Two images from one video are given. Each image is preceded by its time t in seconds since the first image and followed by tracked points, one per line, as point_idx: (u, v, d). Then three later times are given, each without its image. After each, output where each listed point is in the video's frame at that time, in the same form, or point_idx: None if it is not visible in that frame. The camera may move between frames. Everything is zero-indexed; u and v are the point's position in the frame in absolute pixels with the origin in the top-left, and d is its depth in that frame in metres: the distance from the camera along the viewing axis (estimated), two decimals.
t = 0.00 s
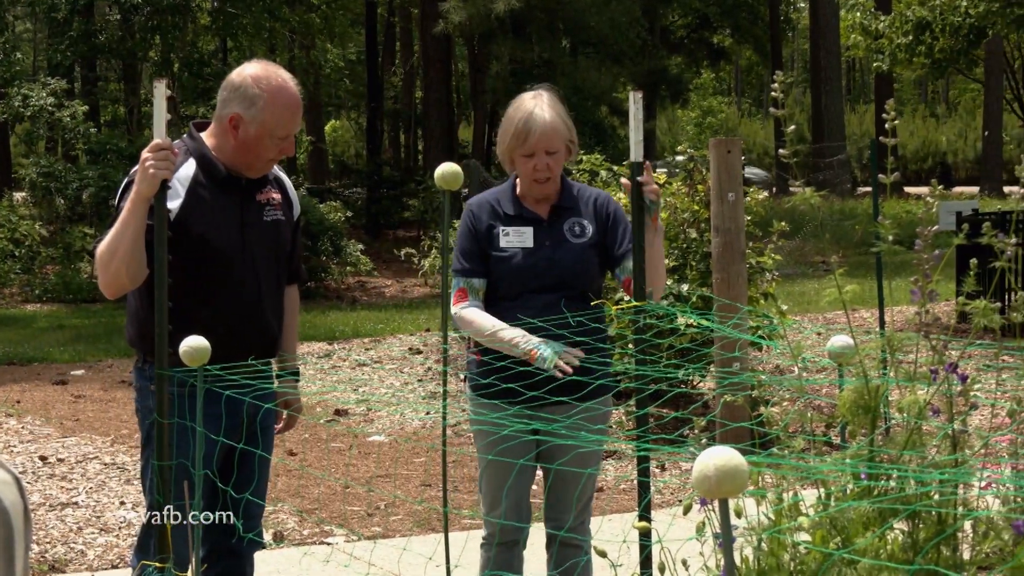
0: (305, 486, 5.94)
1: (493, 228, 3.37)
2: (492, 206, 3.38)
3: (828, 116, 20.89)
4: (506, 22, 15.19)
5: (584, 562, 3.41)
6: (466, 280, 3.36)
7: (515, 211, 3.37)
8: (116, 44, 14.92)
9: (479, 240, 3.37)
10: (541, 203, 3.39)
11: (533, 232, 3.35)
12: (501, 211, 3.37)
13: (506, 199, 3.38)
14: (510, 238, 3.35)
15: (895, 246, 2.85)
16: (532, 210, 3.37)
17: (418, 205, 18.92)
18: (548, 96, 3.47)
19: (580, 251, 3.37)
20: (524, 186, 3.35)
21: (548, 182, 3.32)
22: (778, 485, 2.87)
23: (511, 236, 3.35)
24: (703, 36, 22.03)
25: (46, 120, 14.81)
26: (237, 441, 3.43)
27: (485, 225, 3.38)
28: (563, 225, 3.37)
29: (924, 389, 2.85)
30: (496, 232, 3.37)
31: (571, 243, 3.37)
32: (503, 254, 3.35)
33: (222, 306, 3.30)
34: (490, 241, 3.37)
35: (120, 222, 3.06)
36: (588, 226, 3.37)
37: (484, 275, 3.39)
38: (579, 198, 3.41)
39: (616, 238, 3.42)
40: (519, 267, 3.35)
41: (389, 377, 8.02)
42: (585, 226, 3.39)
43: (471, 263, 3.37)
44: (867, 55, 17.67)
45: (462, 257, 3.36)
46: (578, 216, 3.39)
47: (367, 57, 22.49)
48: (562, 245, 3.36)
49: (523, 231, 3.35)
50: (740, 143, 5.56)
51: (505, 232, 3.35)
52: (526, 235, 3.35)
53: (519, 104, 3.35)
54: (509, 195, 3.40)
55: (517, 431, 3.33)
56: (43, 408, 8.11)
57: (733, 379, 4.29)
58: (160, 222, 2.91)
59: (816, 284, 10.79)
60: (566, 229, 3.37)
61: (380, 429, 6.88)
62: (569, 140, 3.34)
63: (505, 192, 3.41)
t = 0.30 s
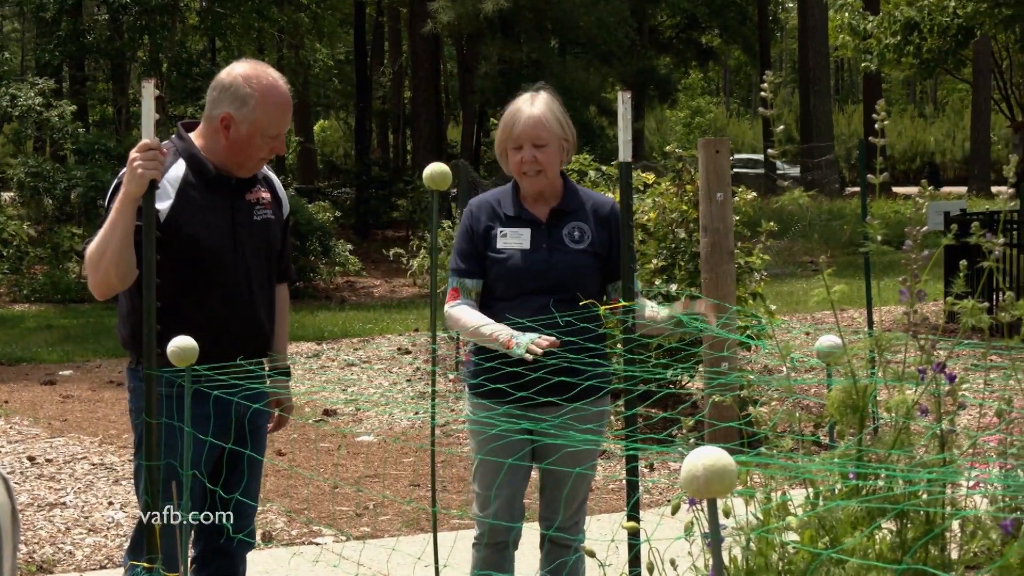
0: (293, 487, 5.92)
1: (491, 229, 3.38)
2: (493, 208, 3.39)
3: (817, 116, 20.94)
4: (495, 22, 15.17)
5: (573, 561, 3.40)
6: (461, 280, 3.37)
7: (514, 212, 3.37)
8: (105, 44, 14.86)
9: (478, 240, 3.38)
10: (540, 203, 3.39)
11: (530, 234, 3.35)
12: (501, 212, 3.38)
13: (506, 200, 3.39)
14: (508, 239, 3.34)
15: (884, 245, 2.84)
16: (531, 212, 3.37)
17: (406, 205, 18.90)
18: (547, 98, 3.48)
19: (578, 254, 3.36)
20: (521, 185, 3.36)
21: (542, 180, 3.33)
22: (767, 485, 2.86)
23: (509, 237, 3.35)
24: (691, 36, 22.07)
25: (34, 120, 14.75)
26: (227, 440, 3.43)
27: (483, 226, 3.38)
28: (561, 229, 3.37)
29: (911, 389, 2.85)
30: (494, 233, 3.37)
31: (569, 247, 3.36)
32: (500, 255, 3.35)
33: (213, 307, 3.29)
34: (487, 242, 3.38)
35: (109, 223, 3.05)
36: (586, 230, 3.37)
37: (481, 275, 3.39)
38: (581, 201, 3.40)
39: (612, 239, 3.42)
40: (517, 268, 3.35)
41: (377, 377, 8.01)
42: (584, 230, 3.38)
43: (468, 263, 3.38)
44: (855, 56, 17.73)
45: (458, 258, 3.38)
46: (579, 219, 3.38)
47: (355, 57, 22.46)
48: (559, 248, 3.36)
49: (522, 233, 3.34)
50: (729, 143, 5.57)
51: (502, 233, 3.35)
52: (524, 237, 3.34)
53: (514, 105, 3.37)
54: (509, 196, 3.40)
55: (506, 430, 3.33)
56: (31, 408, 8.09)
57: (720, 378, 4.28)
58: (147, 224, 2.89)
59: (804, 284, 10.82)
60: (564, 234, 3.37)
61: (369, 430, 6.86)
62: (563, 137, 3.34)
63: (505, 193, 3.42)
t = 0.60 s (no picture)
0: (280, 487, 5.91)
1: (485, 228, 3.37)
2: (486, 207, 3.38)
3: (803, 117, 21.00)
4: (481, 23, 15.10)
5: (560, 561, 3.39)
6: (454, 281, 3.37)
7: (507, 211, 3.36)
8: (91, 44, 14.81)
9: (469, 241, 3.37)
10: (534, 203, 3.38)
11: (523, 233, 3.35)
12: (494, 212, 3.37)
13: (500, 199, 3.39)
14: (501, 238, 3.34)
15: (870, 246, 2.84)
16: (524, 211, 3.37)
17: (393, 205, 18.88)
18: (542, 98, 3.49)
19: (571, 254, 3.36)
20: (517, 184, 3.35)
21: (538, 179, 3.32)
22: (753, 485, 2.86)
23: (502, 236, 3.34)
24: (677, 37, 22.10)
25: (19, 120, 14.69)
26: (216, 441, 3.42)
27: (477, 225, 3.38)
28: (554, 229, 3.37)
29: (897, 388, 2.86)
30: (486, 234, 3.36)
31: (561, 247, 3.36)
32: (493, 254, 3.35)
33: (200, 307, 3.27)
34: (479, 243, 3.37)
35: (95, 223, 3.03)
36: (578, 229, 3.37)
37: (474, 273, 3.39)
38: (573, 201, 3.41)
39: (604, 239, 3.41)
40: (509, 267, 3.34)
41: (364, 377, 8.00)
42: (576, 229, 3.38)
43: (461, 262, 3.38)
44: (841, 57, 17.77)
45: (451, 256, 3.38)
46: (572, 218, 3.38)
47: (342, 57, 22.44)
48: (551, 248, 3.36)
49: (515, 232, 3.34)
50: (715, 144, 5.56)
51: (494, 233, 3.35)
52: (517, 236, 3.34)
53: (510, 103, 3.37)
54: (502, 196, 3.40)
55: (493, 431, 3.32)
56: (16, 409, 8.05)
57: (707, 378, 4.28)
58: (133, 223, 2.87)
59: (790, 284, 10.85)
60: (556, 233, 3.37)
61: (356, 430, 6.85)
62: (560, 138, 3.34)
63: (499, 193, 3.42)
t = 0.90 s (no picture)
0: (265, 488, 5.89)
1: (460, 232, 3.35)
2: (463, 209, 3.36)
3: (788, 117, 21.05)
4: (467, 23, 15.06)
5: (544, 561, 3.39)
6: (427, 283, 3.38)
7: (482, 214, 3.34)
8: (75, 44, 14.74)
9: (446, 243, 3.36)
10: (510, 206, 3.36)
11: (497, 235, 3.33)
12: (469, 215, 3.35)
13: (474, 202, 3.37)
14: (476, 241, 3.33)
15: (855, 246, 2.84)
16: (499, 213, 3.35)
17: (379, 205, 18.85)
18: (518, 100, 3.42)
19: (545, 253, 3.34)
20: (493, 188, 3.32)
21: (520, 186, 3.29)
22: (738, 485, 2.86)
23: (475, 240, 3.33)
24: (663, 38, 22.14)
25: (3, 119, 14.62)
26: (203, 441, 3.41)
27: (450, 229, 3.36)
28: (529, 230, 3.35)
29: (883, 389, 2.86)
30: (462, 237, 3.35)
31: (536, 247, 3.34)
32: (469, 258, 3.33)
33: (188, 306, 3.26)
34: (456, 245, 3.36)
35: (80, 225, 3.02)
36: (554, 231, 3.35)
37: (447, 278, 3.39)
38: (546, 201, 3.38)
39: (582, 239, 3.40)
40: (485, 271, 3.33)
41: (349, 378, 7.99)
42: (552, 229, 3.36)
43: (436, 268, 3.38)
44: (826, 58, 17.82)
45: (426, 260, 3.38)
46: (546, 218, 3.36)
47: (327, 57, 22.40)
48: (527, 248, 3.34)
49: (490, 235, 3.32)
50: (700, 145, 5.57)
51: (470, 236, 3.33)
52: (490, 239, 3.32)
53: (490, 107, 3.30)
54: (475, 199, 3.38)
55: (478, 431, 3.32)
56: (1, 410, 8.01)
57: (692, 378, 4.27)
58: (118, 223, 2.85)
59: (776, 284, 10.88)
60: (532, 234, 3.35)
61: (341, 431, 6.83)
62: (541, 144, 3.30)
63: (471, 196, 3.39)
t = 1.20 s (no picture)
0: (254, 488, 5.87)
1: (443, 244, 3.33)
2: (445, 221, 3.33)
3: (777, 118, 21.08)
4: (457, 23, 14.99)
5: (535, 562, 3.38)
6: (409, 291, 3.37)
7: (465, 228, 3.31)
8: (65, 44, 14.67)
9: (427, 254, 3.34)
10: (491, 222, 3.31)
11: (478, 250, 3.30)
12: (451, 227, 3.32)
13: (456, 214, 3.33)
14: (456, 256, 3.30)
15: (845, 245, 2.83)
16: (481, 228, 3.31)
17: (369, 205, 18.82)
18: (507, 114, 3.35)
19: (526, 271, 3.31)
20: (479, 207, 3.25)
21: (505, 207, 3.22)
22: (727, 485, 2.86)
23: (456, 254, 3.31)
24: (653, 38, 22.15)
25: None
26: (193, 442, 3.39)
27: (433, 240, 3.34)
28: (510, 246, 3.31)
29: (872, 388, 2.87)
30: (444, 249, 3.32)
31: (516, 265, 3.31)
32: (450, 270, 3.32)
33: (176, 305, 3.24)
34: (437, 256, 3.34)
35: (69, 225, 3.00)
36: (535, 247, 3.31)
37: (427, 286, 3.39)
38: (527, 215, 3.33)
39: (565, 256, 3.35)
40: (468, 283, 3.31)
41: (339, 378, 7.99)
42: (533, 246, 3.31)
43: (420, 277, 3.37)
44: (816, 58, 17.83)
45: (409, 268, 3.37)
46: (528, 235, 3.31)
47: (317, 57, 22.36)
48: (507, 264, 3.31)
49: (468, 250, 3.29)
50: (690, 144, 5.57)
51: (450, 250, 3.31)
52: (471, 254, 3.29)
53: (477, 125, 3.22)
54: (459, 210, 3.35)
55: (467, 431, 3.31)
56: None
57: (681, 379, 4.26)
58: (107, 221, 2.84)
59: (765, 284, 10.90)
60: (512, 251, 3.31)
61: (331, 431, 6.82)
62: (528, 165, 3.23)
63: (455, 206, 3.35)
